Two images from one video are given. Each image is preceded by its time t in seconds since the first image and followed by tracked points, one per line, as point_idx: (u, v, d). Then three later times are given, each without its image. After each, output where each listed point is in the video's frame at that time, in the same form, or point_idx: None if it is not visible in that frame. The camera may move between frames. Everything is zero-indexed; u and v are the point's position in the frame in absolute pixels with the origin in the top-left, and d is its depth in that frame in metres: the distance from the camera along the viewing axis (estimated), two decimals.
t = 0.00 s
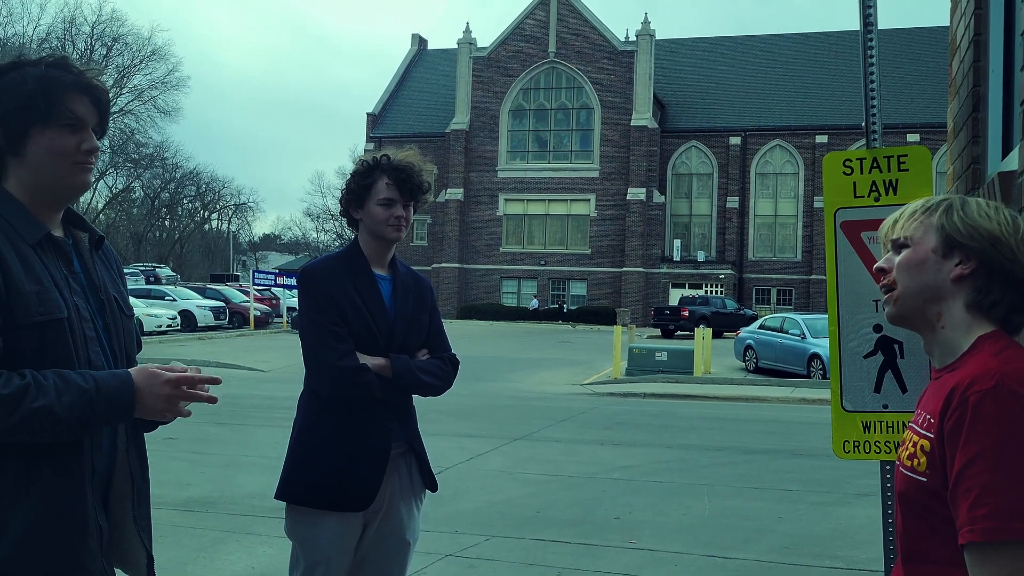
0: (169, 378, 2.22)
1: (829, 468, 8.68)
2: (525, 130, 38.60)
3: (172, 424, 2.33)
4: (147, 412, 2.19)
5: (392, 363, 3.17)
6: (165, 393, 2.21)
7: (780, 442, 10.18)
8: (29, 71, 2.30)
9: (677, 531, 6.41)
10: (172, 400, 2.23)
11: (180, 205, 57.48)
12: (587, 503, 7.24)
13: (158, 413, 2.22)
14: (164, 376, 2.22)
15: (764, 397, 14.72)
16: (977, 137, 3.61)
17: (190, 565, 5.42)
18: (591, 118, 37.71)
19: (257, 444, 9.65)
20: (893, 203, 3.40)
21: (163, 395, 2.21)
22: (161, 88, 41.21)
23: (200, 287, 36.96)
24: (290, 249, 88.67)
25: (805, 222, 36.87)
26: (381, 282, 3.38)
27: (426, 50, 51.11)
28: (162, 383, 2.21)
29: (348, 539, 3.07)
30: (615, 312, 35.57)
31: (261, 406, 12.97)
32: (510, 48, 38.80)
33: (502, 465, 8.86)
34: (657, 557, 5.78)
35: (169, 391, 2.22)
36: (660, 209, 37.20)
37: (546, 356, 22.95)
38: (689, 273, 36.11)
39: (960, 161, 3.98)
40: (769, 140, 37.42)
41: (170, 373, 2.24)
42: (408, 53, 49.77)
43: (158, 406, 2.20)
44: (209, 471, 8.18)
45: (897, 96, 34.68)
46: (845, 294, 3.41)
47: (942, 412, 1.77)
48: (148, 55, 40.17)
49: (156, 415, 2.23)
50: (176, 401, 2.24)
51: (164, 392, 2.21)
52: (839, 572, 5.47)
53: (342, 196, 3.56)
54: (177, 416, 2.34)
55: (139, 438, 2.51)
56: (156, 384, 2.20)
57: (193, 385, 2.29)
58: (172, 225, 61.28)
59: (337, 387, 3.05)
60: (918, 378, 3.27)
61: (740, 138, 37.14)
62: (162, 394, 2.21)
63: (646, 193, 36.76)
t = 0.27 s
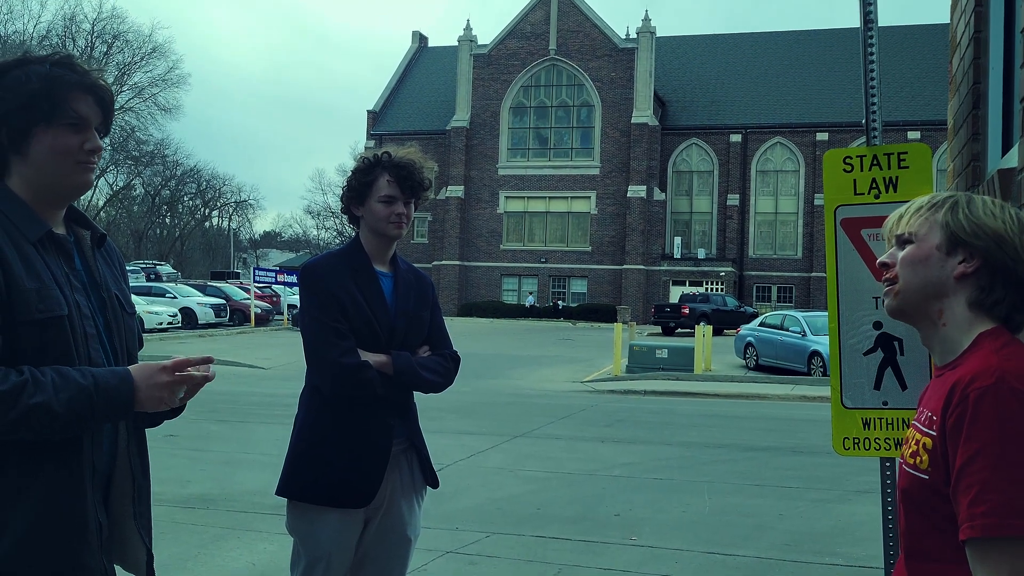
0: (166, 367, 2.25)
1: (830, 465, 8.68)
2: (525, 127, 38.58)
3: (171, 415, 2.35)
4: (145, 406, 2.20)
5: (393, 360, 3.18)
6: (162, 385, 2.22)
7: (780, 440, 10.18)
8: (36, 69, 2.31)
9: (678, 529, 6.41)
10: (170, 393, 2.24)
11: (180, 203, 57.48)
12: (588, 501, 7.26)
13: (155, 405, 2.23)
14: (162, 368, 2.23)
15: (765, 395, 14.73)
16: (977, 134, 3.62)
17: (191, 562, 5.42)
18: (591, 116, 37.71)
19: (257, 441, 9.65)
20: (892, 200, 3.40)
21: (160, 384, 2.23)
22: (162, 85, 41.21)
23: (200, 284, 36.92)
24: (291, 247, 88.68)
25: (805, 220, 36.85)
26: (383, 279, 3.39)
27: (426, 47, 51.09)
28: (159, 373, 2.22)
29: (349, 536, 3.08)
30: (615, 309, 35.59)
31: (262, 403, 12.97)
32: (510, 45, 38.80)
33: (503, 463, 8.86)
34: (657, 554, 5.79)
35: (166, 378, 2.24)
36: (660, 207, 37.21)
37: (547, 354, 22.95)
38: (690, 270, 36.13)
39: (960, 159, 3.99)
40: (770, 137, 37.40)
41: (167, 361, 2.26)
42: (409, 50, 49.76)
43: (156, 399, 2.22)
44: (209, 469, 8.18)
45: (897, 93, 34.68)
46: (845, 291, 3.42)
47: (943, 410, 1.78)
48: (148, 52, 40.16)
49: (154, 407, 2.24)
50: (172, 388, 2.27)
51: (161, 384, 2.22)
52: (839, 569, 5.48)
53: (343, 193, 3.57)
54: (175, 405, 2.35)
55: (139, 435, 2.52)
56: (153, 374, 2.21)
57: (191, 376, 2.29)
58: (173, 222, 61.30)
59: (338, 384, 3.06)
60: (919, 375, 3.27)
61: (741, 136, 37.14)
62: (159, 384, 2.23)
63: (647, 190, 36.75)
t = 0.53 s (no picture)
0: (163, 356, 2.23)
1: (829, 464, 8.69)
2: (524, 125, 38.56)
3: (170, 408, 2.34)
4: (142, 400, 2.20)
5: (394, 358, 3.19)
6: (159, 378, 2.22)
7: (779, 438, 10.19)
8: (36, 69, 2.31)
9: (677, 527, 6.43)
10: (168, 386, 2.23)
11: (179, 201, 57.43)
12: (588, 499, 7.26)
13: (153, 398, 2.22)
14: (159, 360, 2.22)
15: (764, 393, 14.73)
16: (976, 133, 3.63)
17: (191, 560, 5.43)
18: (590, 114, 37.70)
19: (256, 440, 9.65)
20: (891, 200, 3.41)
21: (158, 376, 2.22)
22: (160, 83, 41.14)
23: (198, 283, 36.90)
24: (290, 245, 88.61)
25: (804, 218, 36.86)
26: (382, 278, 3.40)
27: (425, 45, 51.05)
28: (156, 366, 2.21)
29: (350, 533, 3.08)
30: (615, 308, 35.63)
31: (261, 402, 12.97)
32: (509, 43, 38.77)
33: (503, 461, 8.86)
34: (657, 553, 5.80)
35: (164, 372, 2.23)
36: (659, 205, 37.20)
37: (546, 352, 22.95)
38: (688, 269, 36.17)
39: (960, 157, 4.00)
40: (769, 136, 37.41)
41: (163, 349, 2.26)
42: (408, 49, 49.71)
43: (153, 393, 2.21)
44: (209, 467, 8.19)
45: (896, 92, 34.68)
46: (845, 289, 3.43)
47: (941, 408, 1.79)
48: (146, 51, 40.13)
49: (152, 401, 2.24)
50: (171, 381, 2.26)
51: (158, 376, 2.22)
52: (839, 567, 5.49)
53: (343, 192, 3.57)
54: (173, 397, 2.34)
55: (140, 431, 2.52)
56: (150, 366, 2.21)
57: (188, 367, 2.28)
58: (171, 220, 61.27)
59: (338, 383, 3.07)
60: (918, 372, 3.28)
61: (740, 134, 37.12)
62: (158, 377, 2.22)
63: (646, 189, 36.75)
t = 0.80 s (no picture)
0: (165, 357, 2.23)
1: (829, 464, 8.69)
2: (525, 125, 38.55)
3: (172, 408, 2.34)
4: (143, 400, 2.20)
5: (394, 358, 3.19)
6: (160, 380, 2.22)
7: (780, 438, 10.19)
8: (37, 68, 2.31)
9: (678, 527, 6.42)
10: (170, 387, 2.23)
11: (179, 201, 57.41)
12: (588, 499, 7.26)
13: (154, 399, 2.22)
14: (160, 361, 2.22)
15: (764, 393, 14.73)
16: (977, 133, 3.63)
17: (191, 560, 5.44)
18: (590, 114, 37.70)
19: (257, 440, 9.66)
20: (892, 200, 3.42)
21: (160, 377, 2.22)
22: (160, 83, 41.10)
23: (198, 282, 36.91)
24: (289, 245, 88.60)
25: (804, 218, 36.85)
26: (384, 278, 3.39)
27: (425, 45, 51.03)
28: (158, 367, 2.21)
29: (351, 533, 3.08)
30: (615, 308, 35.64)
31: (261, 402, 12.96)
32: (509, 43, 38.74)
33: (503, 462, 8.86)
34: (658, 553, 5.79)
35: (166, 372, 2.23)
36: (660, 205, 37.18)
37: (546, 352, 22.94)
38: (689, 269, 36.19)
39: (960, 158, 4.00)
40: (769, 135, 37.40)
41: (166, 353, 2.26)
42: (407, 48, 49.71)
43: (156, 394, 2.21)
44: (209, 467, 8.19)
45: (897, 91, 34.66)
46: (846, 289, 3.42)
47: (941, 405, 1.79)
48: (146, 50, 40.12)
49: (154, 402, 2.23)
50: (173, 380, 2.26)
51: (160, 378, 2.21)
52: (839, 567, 5.49)
53: (343, 191, 3.57)
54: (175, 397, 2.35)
55: (142, 430, 2.52)
56: (152, 366, 2.21)
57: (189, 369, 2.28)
58: (171, 220, 61.26)
59: (339, 383, 3.07)
60: (919, 373, 3.28)
61: (740, 134, 37.11)
62: (161, 377, 2.22)
63: (646, 189, 36.74)
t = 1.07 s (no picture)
0: (167, 361, 2.25)
1: (830, 464, 8.69)
2: (525, 126, 38.58)
3: (175, 411, 2.35)
4: (145, 402, 2.21)
5: (395, 360, 3.19)
6: (164, 380, 2.23)
7: (781, 439, 10.20)
8: (43, 72, 2.33)
9: (678, 528, 6.43)
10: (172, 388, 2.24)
11: (179, 202, 57.43)
12: (589, 500, 7.26)
13: (156, 401, 2.23)
14: (164, 362, 2.23)
15: (765, 394, 14.73)
16: (977, 136, 3.64)
17: (192, 562, 5.44)
18: (591, 115, 37.71)
19: (258, 441, 9.67)
20: (893, 201, 3.43)
21: (163, 380, 2.23)
22: (160, 84, 41.13)
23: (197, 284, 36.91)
24: (290, 247, 88.60)
25: (805, 219, 36.87)
26: (385, 279, 3.40)
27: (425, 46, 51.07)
28: (162, 367, 2.23)
29: (353, 534, 3.09)
30: (616, 309, 35.65)
31: (262, 403, 12.98)
32: (510, 44, 38.78)
33: (503, 463, 8.87)
34: (659, 554, 5.80)
35: (169, 376, 2.24)
36: (660, 206, 37.18)
37: (546, 354, 22.93)
38: (689, 270, 36.21)
39: (960, 160, 4.01)
40: (770, 137, 37.41)
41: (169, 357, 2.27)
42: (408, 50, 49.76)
43: (158, 394, 2.22)
44: (210, 468, 8.20)
45: (897, 92, 34.69)
46: (845, 289, 3.43)
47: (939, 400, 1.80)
48: (146, 52, 40.14)
49: (157, 403, 2.24)
50: (176, 381, 2.26)
51: (164, 378, 2.23)
52: (840, 568, 5.50)
53: (344, 193, 3.58)
54: (178, 400, 2.35)
55: (145, 430, 2.53)
56: (155, 369, 2.22)
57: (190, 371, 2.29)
58: (172, 222, 61.26)
59: (342, 384, 3.08)
60: (919, 373, 3.29)
61: (741, 135, 37.14)
62: (163, 381, 2.23)
63: (647, 190, 36.75)
